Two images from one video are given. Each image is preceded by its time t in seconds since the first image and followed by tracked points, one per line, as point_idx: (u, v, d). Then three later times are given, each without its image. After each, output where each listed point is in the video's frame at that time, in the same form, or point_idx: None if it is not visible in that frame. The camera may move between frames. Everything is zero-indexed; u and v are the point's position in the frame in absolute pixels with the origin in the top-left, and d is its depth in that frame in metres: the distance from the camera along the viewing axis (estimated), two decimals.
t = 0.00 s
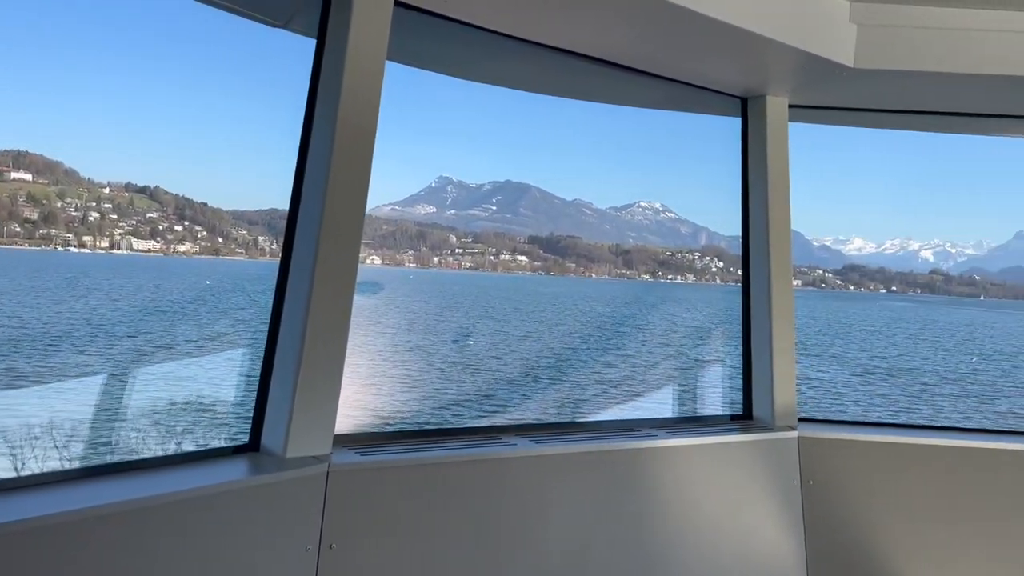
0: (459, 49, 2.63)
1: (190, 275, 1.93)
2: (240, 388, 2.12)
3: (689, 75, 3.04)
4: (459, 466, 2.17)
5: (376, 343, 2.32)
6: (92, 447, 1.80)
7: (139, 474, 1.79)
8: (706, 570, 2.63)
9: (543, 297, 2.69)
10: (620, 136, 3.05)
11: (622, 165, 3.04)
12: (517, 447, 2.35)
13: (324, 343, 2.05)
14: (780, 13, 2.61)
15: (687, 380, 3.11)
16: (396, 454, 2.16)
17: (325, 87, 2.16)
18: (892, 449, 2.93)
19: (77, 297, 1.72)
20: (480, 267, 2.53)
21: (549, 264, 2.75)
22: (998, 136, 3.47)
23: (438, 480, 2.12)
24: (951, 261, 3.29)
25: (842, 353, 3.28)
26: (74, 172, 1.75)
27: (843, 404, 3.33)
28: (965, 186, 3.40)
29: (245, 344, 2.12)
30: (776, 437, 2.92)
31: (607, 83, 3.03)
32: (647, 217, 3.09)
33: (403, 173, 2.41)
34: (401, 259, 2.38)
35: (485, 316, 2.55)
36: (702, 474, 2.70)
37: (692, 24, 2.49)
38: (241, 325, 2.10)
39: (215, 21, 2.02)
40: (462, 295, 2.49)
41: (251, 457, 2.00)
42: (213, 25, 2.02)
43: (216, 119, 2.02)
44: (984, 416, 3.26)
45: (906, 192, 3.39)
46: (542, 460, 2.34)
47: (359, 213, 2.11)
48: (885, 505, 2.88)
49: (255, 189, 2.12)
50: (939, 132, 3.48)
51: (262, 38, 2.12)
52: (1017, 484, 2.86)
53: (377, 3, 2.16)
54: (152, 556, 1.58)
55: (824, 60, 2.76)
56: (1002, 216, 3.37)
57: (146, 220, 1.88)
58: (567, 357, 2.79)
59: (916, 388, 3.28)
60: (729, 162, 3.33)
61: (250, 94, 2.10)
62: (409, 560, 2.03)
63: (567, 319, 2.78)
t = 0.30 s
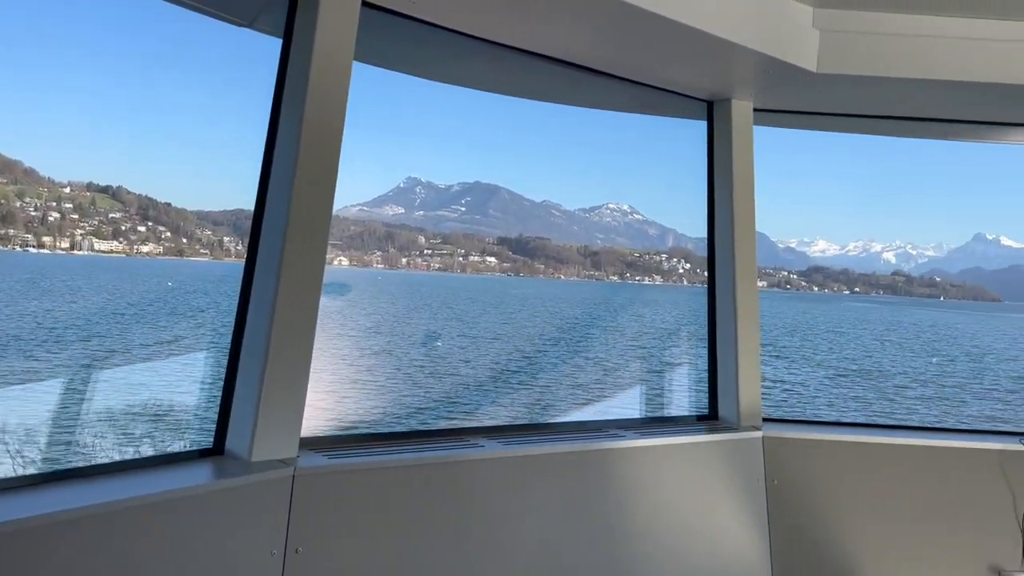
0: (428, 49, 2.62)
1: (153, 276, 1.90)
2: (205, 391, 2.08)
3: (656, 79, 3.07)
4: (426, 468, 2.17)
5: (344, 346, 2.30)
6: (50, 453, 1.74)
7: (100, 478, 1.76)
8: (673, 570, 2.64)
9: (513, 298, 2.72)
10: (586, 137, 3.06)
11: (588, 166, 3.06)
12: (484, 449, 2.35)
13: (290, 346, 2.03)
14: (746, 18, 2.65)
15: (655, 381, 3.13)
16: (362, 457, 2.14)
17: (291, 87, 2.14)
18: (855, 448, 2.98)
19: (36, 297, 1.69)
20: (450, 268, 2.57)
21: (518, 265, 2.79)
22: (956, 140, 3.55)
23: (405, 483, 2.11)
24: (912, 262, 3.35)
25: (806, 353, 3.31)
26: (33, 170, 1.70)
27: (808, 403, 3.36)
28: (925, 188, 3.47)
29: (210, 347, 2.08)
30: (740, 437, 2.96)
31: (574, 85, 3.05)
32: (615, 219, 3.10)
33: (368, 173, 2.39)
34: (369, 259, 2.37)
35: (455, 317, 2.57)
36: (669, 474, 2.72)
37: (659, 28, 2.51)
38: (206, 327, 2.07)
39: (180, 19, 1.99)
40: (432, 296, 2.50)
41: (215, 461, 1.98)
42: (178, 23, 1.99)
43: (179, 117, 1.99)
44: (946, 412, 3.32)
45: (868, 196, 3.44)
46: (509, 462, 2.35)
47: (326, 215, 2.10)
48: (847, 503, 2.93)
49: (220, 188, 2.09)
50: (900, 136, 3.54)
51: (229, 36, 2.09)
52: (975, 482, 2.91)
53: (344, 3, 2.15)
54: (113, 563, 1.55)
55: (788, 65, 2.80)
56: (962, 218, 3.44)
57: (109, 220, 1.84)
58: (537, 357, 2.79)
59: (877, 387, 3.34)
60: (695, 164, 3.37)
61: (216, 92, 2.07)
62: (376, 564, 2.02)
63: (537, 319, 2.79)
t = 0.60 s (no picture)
0: (396, 51, 2.61)
1: (114, 278, 1.87)
2: (169, 396, 2.04)
3: (624, 82, 3.08)
4: (394, 472, 2.16)
5: (311, 348, 2.28)
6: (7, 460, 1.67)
7: (60, 484, 1.72)
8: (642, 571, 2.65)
9: (483, 299, 2.73)
10: (553, 142, 3.08)
11: (555, 170, 3.08)
12: (452, 452, 2.34)
13: (256, 351, 2.01)
14: (712, 23, 2.67)
15: (624, 384, 3.15)
16: (329, 461, 2.12)
17: (257, 88, 2.12)
18: (819, 449, 3.02)
19: None
20: (419, 270, 2.58)
21: (488, 267, 2.80)
22: (917, 146, 3.62)
23: (373, 487, 2.10)
24: (875, 265, 3.40)
25: (772, 354, 3.36)
26: None
27: (777, 403, 3.40)
28: (887, 192, 3.54)
29: (175, 350, 2.04)
30: (707, 438, 2.98)
31: (541, 87, 3.05)
32: (584, 221, 3.13)
33: (335, 174, 2.37)
34: (337, 262, 2.35)
35: (424, 319, 2.56)
36: (637, 476, 2.74)
37: (626, 32, 2.53)
38: (171, 331, 2.03)
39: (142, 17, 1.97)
40: (400, 298, 2.49)
41: (179, 466, 1.94)
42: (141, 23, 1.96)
43: (143, 119, 1.97)
44: (914, 412, 3.35)
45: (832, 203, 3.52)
46: (477, 465, 2.34)
47: (292, 218, 2.08)
48: (812, 502, 2.97)
49: (185, 189, 2.06)
50: (862, 142, 3.61)
51: (193, 37, 2.07)
52: (937, 481, 2.96)
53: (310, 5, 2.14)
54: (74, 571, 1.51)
55: (753, 69, 2.83)
56: (923, 222, 3.51)
57: (70, 221, 1.81)
58: (506, 359, 2.79)
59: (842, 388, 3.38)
60: (662, 167, 3.39)
61: (180, 92, 2.04)
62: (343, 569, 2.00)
63: (506, 321, 2.79)
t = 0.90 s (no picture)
0: (367, 54, 2.61)
1: (74, 280, 1.83)
2: (133, 401, 2.00)
3: (592, 86, 3.10)
4: (361, 476, 2.14)
5: (278, 352, 2.25)
6: None
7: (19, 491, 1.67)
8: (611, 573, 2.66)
9: (451, 303, 2.72)
10: (520, 150, 3.11)
11: (523, 173, 3.10)
12: (420, 456, 2.33)
13: (222, 354, 1.99)
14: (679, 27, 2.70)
15: (594, 387, 3.16)
16: (295, 466, 2.10)
17: (223, 89, 2.10)
18: (784, 450, 3.06)
19: None
20: (388, 273, 2.57)
21: (458, 271, 2.81)
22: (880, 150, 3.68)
23: (340, 492, 2.08)
24: (840, 268, 3.45)
25: (740, 356, 3.41)
26: None
27: (746, 402, 3.44)
28: (850, 197, 3.61)
29: (139, 354, 2.00)
30: (676, 440, 3.00)
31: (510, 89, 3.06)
32: (554, 224, 3.15)
33: (302, 176, 2.35)
34: (305, 264, 2.34)
35: (394, 322, 2.55)
36: (606, 477, 2.75)
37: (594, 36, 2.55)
38: (135, 336, 1.99)
39: (105, 16, 1.94)
40: (369, 302, 2.48)
41: (143, 472, 1.91)
42: (104, 22, 1.93)
43: (105, 119, 1.94)
44: (878, 412, 3.41)
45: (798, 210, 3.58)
46: (445, 468, 2.34)
47: (258, 221, 2.06)
48: (778, 503, 3.00)
49: (149, 191, 2.03)
50: (825, 147, 3.67)
51: (156, 36, 2.04)
52: (899, 480, 3.01)
53: (276, 5, 2.12)
54: None
55: (719, 74, 2.86)
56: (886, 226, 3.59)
57: (30, 223, 1.76)
58: (476, 362, 2.79)
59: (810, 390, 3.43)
60: (631, 171, 3.42)
61: (144, 92, 2.01)
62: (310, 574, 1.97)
63: (477, 324, 2.79)
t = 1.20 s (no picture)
0: (337, 55, 2.59)
1: (35, 284, 1.78)
2: (97, 408, 1.96)
3: (561, 90, 3.12)
4: (329, 482, 2.13)
5: (246, 357, 2.23)
6: None
7: None
8: None
9: (420, 306, 2.71)
10: (491, 153, 3.11)
11: (494, 176, 3.11)
12: (389, 461, 2.32)
13: (187, 359, 1.96)
14: (649, 33, 2.72)
15: (564, 390, 3.16)
16: (262, 472, 2.08)
17: (189, 91, 2.07)
18: (752, 452, 3.09)
19: None
20: (357, 276, 2.56)
21: (428, 273, 2.82)
22: (846, 156, 3.74)
23: (308, 498, 2.07)
24: (807, 272, 3.57)
25: (713, 360, 3.41)
26: None
27: (724, 408, 3.41)
28: (815, 203, 3.73)
29: (103, 359, 1.96)
30: (645, 443, 3.02)
31: (481, 92, 3.06)
32: (524, 228, 3.19)
33: (271, 179, 2.33)
34: (273, 267, 2.33)
35: (364, 327, 2.54)
36: (575, 480, 2.76)
37: (564, 40, 2.56)
38: (98, 341, 1.95)
39: (69, 15, 1.90)
40: (339, 305, 2.47)
41: (107, 479, 1.88)
42: (67, 20, 1.89)
43: (68, 119, 1.90)
44: (858, 418, 3.39)
45: (765, 218, 3.72)
46: (414, 473, 2.33)
47: (225, 225, 2.04)
48: (746, 504, 3.03)
49: (114, 193, 2.00)
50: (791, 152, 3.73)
51: (121, 36, 2.02)
52: (864, 481, 3.06)
53: (244, 6, 2.10)
54: None
55: (687, 80, 2.88)
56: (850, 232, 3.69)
57: None
58: (445, 366, 2.78)
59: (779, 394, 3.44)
60: (602, 175, 3.43)
61: (108, 92, 1.98)
62: None
63: (446, 328, 2.79)
